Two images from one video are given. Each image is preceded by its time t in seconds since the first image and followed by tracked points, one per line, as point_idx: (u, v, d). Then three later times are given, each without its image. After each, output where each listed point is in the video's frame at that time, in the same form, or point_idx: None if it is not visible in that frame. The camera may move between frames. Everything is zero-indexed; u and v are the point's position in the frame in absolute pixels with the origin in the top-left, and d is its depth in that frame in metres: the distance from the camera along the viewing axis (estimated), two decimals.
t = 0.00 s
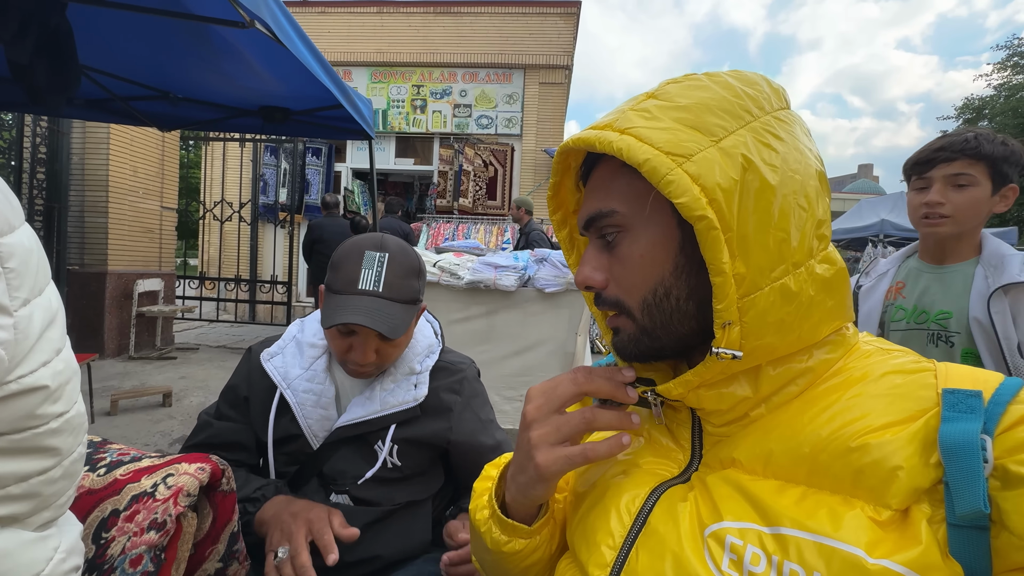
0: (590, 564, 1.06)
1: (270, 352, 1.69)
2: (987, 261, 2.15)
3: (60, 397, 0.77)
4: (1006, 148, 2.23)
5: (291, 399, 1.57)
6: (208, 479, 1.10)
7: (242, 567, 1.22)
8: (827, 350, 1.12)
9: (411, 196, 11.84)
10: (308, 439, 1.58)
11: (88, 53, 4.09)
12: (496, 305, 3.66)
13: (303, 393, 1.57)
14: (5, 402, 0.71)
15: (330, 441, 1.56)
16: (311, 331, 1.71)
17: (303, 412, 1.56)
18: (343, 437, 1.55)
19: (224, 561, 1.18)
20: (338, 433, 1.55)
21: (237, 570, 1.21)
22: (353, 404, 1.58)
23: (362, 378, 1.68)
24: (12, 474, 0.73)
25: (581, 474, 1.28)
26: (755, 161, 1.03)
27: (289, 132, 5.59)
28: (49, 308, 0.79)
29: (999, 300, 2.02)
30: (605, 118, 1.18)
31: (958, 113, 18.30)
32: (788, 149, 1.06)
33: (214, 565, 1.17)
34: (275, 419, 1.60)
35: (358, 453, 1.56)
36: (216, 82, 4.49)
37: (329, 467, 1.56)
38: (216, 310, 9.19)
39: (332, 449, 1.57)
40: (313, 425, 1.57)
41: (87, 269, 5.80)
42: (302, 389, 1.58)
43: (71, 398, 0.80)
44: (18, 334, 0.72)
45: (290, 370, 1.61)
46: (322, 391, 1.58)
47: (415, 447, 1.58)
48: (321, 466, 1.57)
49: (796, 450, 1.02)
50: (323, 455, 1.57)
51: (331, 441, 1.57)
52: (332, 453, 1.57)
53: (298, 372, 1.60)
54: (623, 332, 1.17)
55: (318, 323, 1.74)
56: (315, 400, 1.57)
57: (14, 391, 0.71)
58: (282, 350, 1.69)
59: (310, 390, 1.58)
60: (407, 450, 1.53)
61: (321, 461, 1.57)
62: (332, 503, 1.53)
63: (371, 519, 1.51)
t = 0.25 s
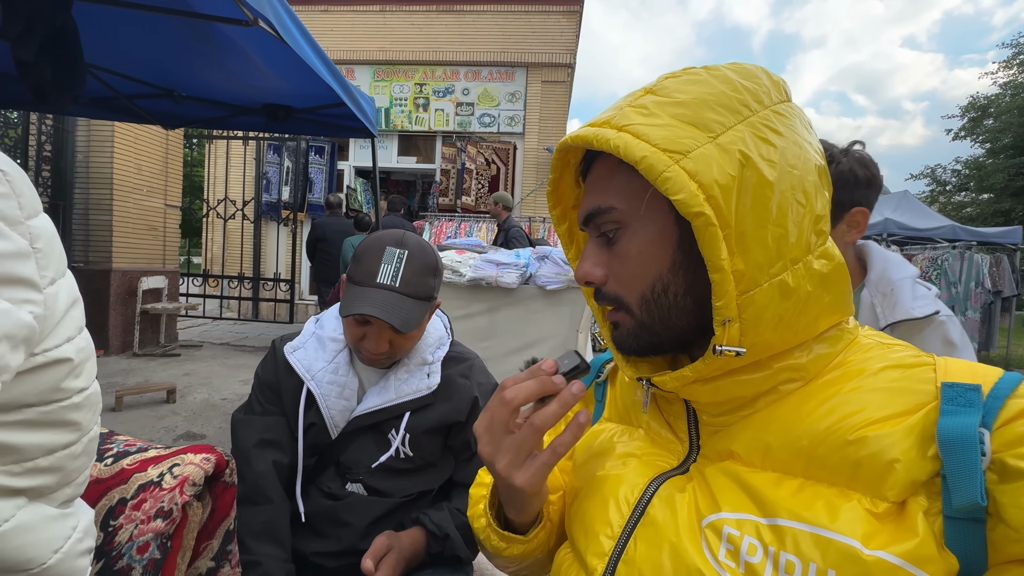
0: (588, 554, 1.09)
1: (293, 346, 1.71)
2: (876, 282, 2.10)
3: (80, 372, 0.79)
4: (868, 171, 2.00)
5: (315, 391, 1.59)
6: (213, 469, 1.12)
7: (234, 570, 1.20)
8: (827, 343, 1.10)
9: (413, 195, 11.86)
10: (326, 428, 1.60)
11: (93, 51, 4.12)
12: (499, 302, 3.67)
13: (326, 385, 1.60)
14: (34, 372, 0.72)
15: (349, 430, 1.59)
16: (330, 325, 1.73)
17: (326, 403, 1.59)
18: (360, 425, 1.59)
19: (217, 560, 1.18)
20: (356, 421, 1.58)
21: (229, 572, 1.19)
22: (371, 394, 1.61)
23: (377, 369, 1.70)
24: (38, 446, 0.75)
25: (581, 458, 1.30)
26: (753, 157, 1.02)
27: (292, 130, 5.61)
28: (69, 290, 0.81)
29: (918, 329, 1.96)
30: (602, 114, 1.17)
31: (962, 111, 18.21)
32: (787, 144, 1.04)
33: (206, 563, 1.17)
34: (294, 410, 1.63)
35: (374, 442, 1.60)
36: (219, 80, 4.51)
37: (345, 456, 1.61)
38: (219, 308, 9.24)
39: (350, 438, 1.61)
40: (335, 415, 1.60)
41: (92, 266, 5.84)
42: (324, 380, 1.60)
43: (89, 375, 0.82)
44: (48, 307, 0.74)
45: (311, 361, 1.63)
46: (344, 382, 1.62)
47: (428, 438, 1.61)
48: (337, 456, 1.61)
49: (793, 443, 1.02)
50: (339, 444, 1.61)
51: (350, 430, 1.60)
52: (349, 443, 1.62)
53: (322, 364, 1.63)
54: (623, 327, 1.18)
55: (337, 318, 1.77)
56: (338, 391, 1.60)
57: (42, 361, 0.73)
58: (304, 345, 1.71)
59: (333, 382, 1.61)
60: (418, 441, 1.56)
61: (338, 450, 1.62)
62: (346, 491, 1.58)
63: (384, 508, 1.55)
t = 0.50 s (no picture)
0: (591, 537, 1.13)
1: (304, 342, 1.72)
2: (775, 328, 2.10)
3: (113, 353, 0.81)
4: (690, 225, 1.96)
5: (327, 387, 1.61)
6: (224, 457, 1.14)
7: (251, 549, 1.27)
8: (837, 339, 1.06)
9: (419, 192, 11.89)
10: (338, 424, 1.63)
11: (104, 49, 4.16)
12: (504, 298, 3.68)
13: (338, 380, 1.62)
14: (77, 350, 0.75)
15: (361, 425, 1.63)
16: (340, 321, 1.75)
17: (338, 399, 1.61)
18: (372, 421, 1.62)
19: (235, 541, 1.23)
20: (367, 417, 1.61)
21: (247, 552, 1.26)
22: (382, 389, 1.64)
23: (389, 365, 1.74)
24: (81, 420, 0.76)
25: (594, 444, 1.33)
26: (747, 165, 0.99)
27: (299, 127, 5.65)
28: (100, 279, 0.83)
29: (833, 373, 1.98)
30: (585, 130, 1.15)
31: (973, 108, 18.00)
32: (781, 142, 1.02)
33: (224, 544, 1.22)
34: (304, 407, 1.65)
35: (386, 437, 1.64)
36: (228, 77, 4.54)
37: (356, 451, 1.64)
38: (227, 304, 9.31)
39: (362, 434, 1.64)
40: (346, 411, 1.62)
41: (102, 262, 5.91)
42: (335, 376, 1.62)
43: (118, 356, 0.84)
44: (91, 288, 0.78)
45: (323, 358, 1.65)
46: (356, 378, 1.64)
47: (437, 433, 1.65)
48: (348, 449, 1.65)
49: (798, 439, 1.00)
50: (350, 439, 1.65)
51: (362, 425, 1.63)
52: (360, 438, 1.65)
53: (333, 361, 1.65)
54: (630, 337, 1.19)
55: (347, 312, 1.78)
56: (350, 387, 1.63)
57: (88, 338, 0.76)
58: (315, 340, 1.72)
59: (345, 378, 1.63)
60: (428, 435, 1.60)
61: (349, 445, 1.66)
62: (357, 484, 1.61)
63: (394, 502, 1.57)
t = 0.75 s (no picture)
0: (597, 532, 1.13)
1: (306, 333, 1.74)
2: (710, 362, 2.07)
3: (121, 354, 0.81)
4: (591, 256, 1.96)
5: (326, 377, 1.62)
6: (236, 451, 1.14)
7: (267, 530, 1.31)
8: (848, 339, 1.04)
9: (427, 188, 11.89)
10: (339, 416, 1.63)
11: (115, 45, 4.19)
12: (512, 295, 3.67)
13: (337, 371, 1.62)
14: (84, 352, 0.74)
15: (361, 418, 1.61)
16: (344, 313, 1.76)
17: (337, 389, 1.62)
18: (372, 415, 1.59)
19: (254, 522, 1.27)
20: (368, 411, 1.59)
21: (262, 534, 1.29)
22: (385, 382, 1.63)
23: (393, 359, 1.75)
24: (90, 424, 0.76)
25: (599, 444, 1.33)
26: (767, 157, 0.97)
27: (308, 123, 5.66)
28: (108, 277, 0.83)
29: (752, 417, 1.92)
30: (606, 111, 1.13)
31: (990, 104, 17.65)
32: (805, 136, 0.99)
33: (248, 524, 1.26)
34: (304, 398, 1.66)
35: (388, 431, 1.62)
36: (238, 73, 4.55)
37: (358, 444, 1.61)
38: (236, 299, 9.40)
39: (363, 426, 1.62)
40: (346, 402, 1.62)
41: (114, 256, 5.98)
42: (336, 367, 1.63)
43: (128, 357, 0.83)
44: (96, 288, 0.77)
45: (325, 348, 1.66)
46: (356, 369, 1.64)
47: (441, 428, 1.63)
48: (350, 443, 1.62)
49: (805, 440, 0.98)
50: (353, 433, 1.62)
51: (362, 418, 1.61)
52: (362, 431, 1.62)
53: (333, 351, 1.66)
54: (630, 322, 1.18)
55: (352, 304, 1.79)
56: (349, 378, 1.63)
57: (96, 340, 0.76)
58: (317, 331, 1.74)
59: (344, 368, 1.64)
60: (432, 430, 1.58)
61: (350, 438, 1.63)
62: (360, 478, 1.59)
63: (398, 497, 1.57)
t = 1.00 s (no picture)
0: (613, 529, 1.10)
1: (304, 328, 1.75)
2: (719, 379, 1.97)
3: (115, 346, 0.79)
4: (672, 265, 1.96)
5: (323, 371, 1.62)
6: (238, 447, 1.13)
7: (271, 530, 1.30)
8: (877, 336, 1.00)
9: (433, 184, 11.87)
10: (337, 410, 1.62)
11: (123, 40, 4.20)
12: (518, 291, 3.64)
13: (333, 364, 1.62)
14: (75, 345, 0.72)
15: (358, 412, 1.59)
16: (341, 307, 1.76)
17: (334, 383, 1.61)
18: (371, 407, 1.58)
19: (255, 524, 1.26)
20: (366, 403, 1.58)
21: (267, 533, 1.28)
22: (381, 375, 1.62)
23: (392, 352, 1.72)
24: (84, 419, 0.74)
25: (614, 441, 1.30)
26: (787, 152, 0.94)
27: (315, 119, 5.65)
28: (97, 265, 0.81)
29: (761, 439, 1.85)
30: (617, 115, 1.10)
31: (1005, 100, 17.34)
32: (826, 128, 0.96)
33: (246, 528, 1.24)
34: (300, 392, 1.66)
35: (387, 424, 1.60)
36: (245, 68, 4.54)
37: (358, 437, 1.60)
38: (244, 294, 9.45)
39: (361, 420, 1.60)
40: (343, 395, 1.61)
41: (122, 251, 6.01)
42: (331, 361, 1.63)
43: (122, 350, 0.82)
44: (86, 278, 0.75)
45: (322, 342, 1.67)
46: (351, 361, 1.63)
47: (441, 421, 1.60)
48: (350, 436, 1.60)
49: (832, 440, 0.94)
50: (352, 426, 1.61)
51: (360, 412, 1.60)
52: (361, 424, 1.61)
53: (329, 345, 1.66)
54: (653, 325, 1.14)
55: (349, 299, 1.80)
56: (345, 371, 1.62)
57: (88, 333, 0.74)
58: (314, 326, 1.75)
59: (340, 361, 1.63)
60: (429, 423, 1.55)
61: (350, 431, 1.61)
62: (359, 471, 1.57)
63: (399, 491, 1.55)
